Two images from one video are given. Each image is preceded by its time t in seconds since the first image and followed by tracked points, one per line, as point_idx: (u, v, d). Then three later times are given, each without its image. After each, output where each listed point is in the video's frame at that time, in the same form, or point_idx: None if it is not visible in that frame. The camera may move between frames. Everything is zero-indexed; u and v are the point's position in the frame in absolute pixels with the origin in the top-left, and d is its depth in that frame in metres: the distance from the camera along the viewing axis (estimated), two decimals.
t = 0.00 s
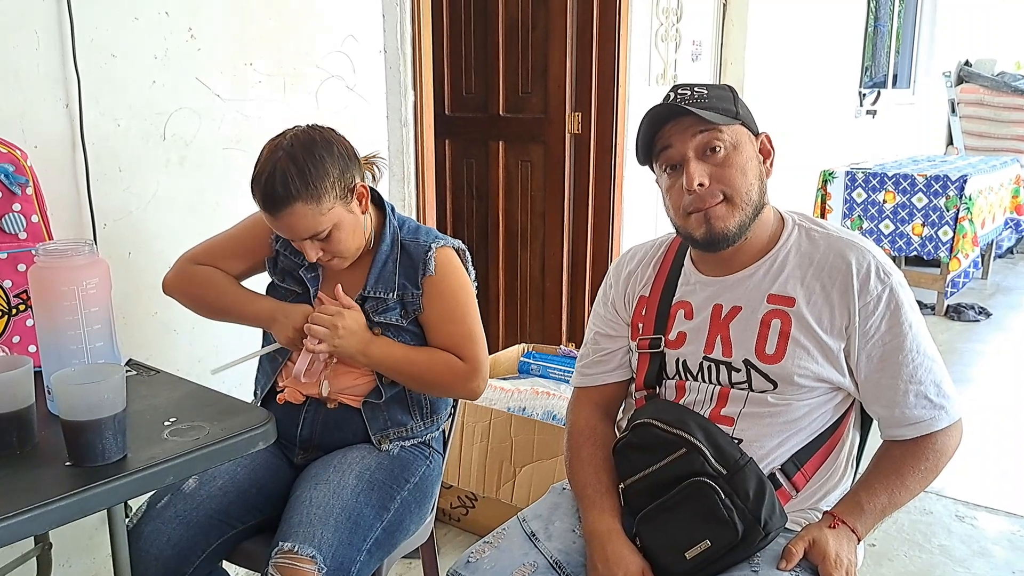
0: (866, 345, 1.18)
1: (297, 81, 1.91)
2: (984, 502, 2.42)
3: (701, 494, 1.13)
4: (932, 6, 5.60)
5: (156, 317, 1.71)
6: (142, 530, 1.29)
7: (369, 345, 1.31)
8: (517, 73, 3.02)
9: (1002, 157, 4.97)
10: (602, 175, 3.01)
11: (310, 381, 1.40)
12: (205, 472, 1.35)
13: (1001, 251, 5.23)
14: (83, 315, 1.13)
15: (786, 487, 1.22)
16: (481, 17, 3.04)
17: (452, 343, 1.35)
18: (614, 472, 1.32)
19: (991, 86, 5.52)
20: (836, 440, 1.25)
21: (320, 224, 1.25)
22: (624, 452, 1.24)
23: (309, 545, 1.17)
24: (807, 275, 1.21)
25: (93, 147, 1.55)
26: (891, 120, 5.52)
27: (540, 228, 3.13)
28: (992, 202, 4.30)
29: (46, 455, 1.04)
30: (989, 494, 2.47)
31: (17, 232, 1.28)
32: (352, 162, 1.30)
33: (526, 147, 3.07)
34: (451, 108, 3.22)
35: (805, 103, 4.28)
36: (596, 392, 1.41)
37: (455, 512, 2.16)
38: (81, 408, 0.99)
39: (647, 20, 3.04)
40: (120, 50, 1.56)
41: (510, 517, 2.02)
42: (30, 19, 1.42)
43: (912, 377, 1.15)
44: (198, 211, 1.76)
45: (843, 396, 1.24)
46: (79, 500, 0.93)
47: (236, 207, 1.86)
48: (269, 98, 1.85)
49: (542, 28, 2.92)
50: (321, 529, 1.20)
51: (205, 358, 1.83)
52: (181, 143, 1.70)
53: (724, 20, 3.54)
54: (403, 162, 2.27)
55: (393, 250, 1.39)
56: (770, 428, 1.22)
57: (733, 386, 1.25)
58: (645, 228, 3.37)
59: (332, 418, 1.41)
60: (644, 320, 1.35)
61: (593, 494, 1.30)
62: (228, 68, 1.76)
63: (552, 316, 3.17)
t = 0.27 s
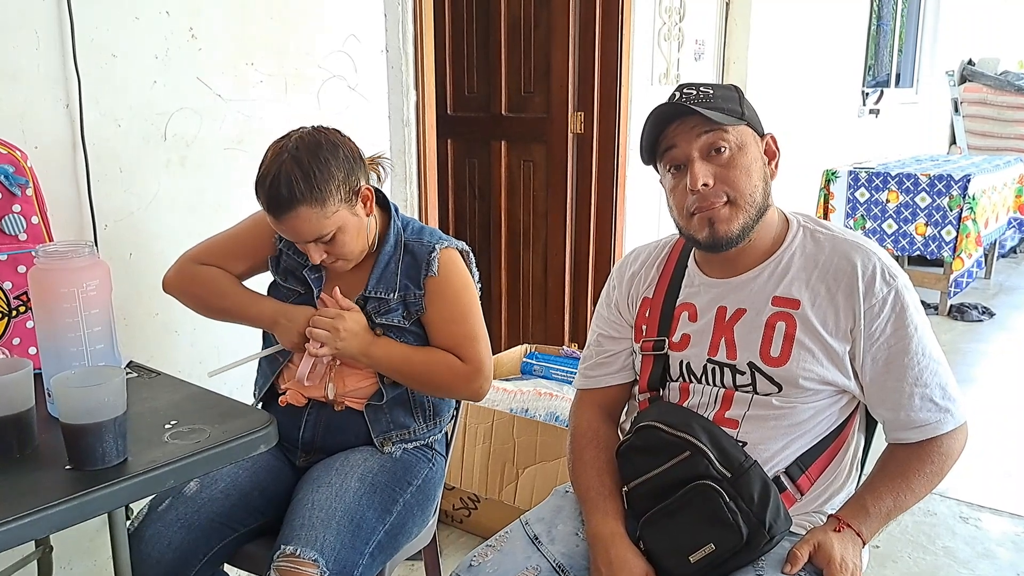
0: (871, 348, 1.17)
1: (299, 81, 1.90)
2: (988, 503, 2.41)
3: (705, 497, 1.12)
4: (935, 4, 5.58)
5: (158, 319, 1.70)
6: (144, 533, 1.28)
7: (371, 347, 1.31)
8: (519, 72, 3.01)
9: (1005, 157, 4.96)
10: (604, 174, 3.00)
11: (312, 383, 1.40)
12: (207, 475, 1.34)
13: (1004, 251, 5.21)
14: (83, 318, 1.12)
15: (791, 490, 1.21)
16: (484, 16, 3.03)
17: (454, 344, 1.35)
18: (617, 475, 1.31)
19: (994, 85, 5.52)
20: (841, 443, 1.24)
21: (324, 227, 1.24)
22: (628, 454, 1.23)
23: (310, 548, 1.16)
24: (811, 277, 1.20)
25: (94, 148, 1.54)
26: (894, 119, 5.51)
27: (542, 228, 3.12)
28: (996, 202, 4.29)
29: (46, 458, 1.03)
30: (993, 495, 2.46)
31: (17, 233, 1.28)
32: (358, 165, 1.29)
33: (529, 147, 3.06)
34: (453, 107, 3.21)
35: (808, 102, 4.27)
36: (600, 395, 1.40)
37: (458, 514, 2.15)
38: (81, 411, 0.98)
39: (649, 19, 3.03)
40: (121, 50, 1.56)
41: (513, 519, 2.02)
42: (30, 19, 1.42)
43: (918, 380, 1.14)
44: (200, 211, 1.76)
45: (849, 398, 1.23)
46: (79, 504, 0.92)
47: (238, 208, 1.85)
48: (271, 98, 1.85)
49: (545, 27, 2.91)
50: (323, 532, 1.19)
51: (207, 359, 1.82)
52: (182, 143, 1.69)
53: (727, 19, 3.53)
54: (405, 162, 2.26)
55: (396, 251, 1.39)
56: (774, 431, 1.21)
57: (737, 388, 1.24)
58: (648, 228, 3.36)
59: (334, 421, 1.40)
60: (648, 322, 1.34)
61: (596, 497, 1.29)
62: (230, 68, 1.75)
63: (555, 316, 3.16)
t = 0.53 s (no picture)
0: (876, 350, 1.16)
1: (300, 80, 1.89)
2: (992, 503, 2.40)
3: (709, 500, 1.11)
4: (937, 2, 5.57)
5: (159, 319, 1.70)
6: (145, 536, 1.27)
7: (377, 346, 1.30)
8: (521, 71, 3.00)
9: (1008, 155, 4.94)
10: (606, 173, 3.00)
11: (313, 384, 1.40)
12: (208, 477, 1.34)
13: (1007, 249, 5.20)
14: (84, 320, 1.11)
15: (795, 492, 1.20)
16: (486, 15, 3.02)
17: (459, 344, 1.34)
18: (621, 477, 1.31)
19: (997, 83, 5.51)
20: (846, 445, 1.23)
21: (325, 228, 1.23)
22: (631, 456, 1.23)
23: (312, 550, 1.15)
24: (816, 278, 1.20)
25: (94, 148, 1.53)
26: (896, 117, 5.50)
27: (544, 227, 3.11)
28: (998, 200, 4.27)
29: (47, 461, 1.03)
30: (997, 494, 2.45)
31: (17, 234, 1.27)
32: (359, 165, 1.28)
33: (531, 146, 3.05)
34: (454, 106, 3.19)
35: (810, 101, 4.26)
36: (604, 396, 1.40)
37: (460, 514, 2.15)
38: (82, 414, 0.98)
39: (652, 18, 3.02)
40: (121, 49, 1.55)
41: (516, 519, 2.01)
42: (30, 19, 1.41)
43: (923, 382, 1.13)
44: (201, 211, 1.75)
45: (853, 400, 1.22)
46: (79, 507, 0.92)
47: (240, 208, 1.84)
48: (272, 98, 1.84)
49: (547, 26, 2.90)
50: (325, 534, 1.19)
51: (208, 359, 1.82)
52: (183, 143, 1.69)
53: (729, 17, 3.52)
54: (407, 161, 2.25)
55: (400, 251, 1.38)
56: (779, 433, 1.20)
57: (742, 390, 1.23)
58: (650, 227, 3.35)
59: (336, 422, 1.40)
60: (652, 323, 1.33)
61: (600, 500, 1.28)
62: (231, 67, 1.74)
63: (557, 315, 3.16)
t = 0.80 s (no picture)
0: (881, 351, 1.16)
1: (303, 80, 1.89)
2: (995, 502, 2.40)
3: (714, 501, 1.11)
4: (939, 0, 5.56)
5: (162, 319, 1.70)
6: (150, 536, 1.27)
7: (377, 342, 1.29)
8: (523, 69, 3.00)
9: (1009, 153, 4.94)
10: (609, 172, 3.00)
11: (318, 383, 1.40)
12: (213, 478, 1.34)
13: (1008, 247, 5.20)
14: (89, 321, 1.11)
15: (801, 493, 1.20)
16: (488, 13, 3.02)
17: (461, 344, 1.34)
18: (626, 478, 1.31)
19: (998, 81, 5.52)
20: (851, 446, 1.23)
21: (330, 230, 1.23)
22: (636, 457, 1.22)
23: (317, 552, 1.15)
24: (821, 280, 1.20)
25: (98, 149, 1.53)
26: (897, 115, 5.49)
27: (546, 226, 3.11)
28: (1000, 199, 4.27)
29: (52, 463, 1.02)
30: (999, 493, 2.45)
31: (21, 235, 1.27)
32: (364, 167, 1.28)
33: (533, 145, 3.05)
34: (456, 105, 3.19)
35: (812, 100, 4.26)
36: (608, 397, 1.40)
37: (463, 513, 2.15)
38: (86, 415, 0.97)
39: (654, 17, 3.02)
40: (125, 49, 1.55)
41: (519, 519, 2.01)
42: (34, 20, 1.41)
43: (928, 384, 1.13)
44: (205, 211, 1.75)
45: (858, 402, 1.22)
46: (85, 509, 0.91)
47: (243, 208, 1.84)
48: (276, 98, 1.84)
49: (549, 25, 2.90)
50: (330, 535, 1.19)
51: (212, 359, 1.82)
52: (187, 143, 1.68)
53: (731, 16, 3.52)
54: (410, 160, 2.25)
55: (403, 251, 1.38)
56: (784, 434, 1.20)
57: (746, 392, 1.23)
58: (652, 226, 3.35)
59: (340, 422, 1.40)
60: (656, 324, 1.33)
61: (604, 501, 1.28)
62: (234, 67, 1.74)
63: (559, 313, 3.16)
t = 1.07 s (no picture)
0: (886, 351, 1.16)
1: (306, 80, 1.89)
2: (998, 502, 2.40)
3: (719, 501, 1.11)
4: None
5: (166, 320, 1.70)
6: (154, 538, 1.27)
7: (380, 339, 1.31)
8: (525, 69, 3.00)
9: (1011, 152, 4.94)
10: (610, 172, 2.99)
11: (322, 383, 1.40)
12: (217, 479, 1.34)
13: (1010, 246, 5.20)
14: (93, 323, 1.11)
15: (806, 494, 1.20)
16: (489, 13, 3.01)
17: (462, 342, 1.33)
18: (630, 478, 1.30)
19: (1000, 80, 5.52)
20: (855, 446, 1.23)
21: (338, 237, 1.23)
22: (640, 458, 1.22)
23: (322, 553, 1.15)
24: (825, 280, 1.19)
25: (101, 150, 1.53)
26: (899, 114, 5.49)
27: (548, 226, 3.11)
28: (1002, 197, 4.27)
29: (57, 465, 1.02)
30: (1003, 492, 2.45)
31: (25, 236, 1.27)
32: (372, 172, 1.28)
33: (535, 145, 3.05)
34: (458, 105, 3.18)
35: (813, 98, 4.25)
36: (612, 398, 1.40)
37: (466, 513, 2.15)
38: (91, 417, 0.97)
39: (655, 17, 3.02)
40: (127, 51, 1.55)
41: (522, 519, 2.01)
42: (37, 21, 1.41)
43: (932, 383, 1.13)
44: (208, 212, 1.75)
45: (863, 402, 1.22)
46: (91, 511, 0.91)
47: (246, 208, 1.84)
48: (278, 98, 1.84)
49: (551, 24, 2.90)
50: (334, 536, 1.18)
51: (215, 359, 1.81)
52: (190, 144, 1.68)
53: (732, 15, 3.51)
54: (412, 160, 2.24)
55: (406, 251, 1.38)
56: (789, 434, 1.20)
57: (751, 392, 1.23)
58: (654, 225, 3.35)
59: (345, 423, 1.40)
60: (660, 324, 1.33)
61: (609, 501, 1.28)
62: (237, 68, 1.74)
63: (561, 313, 3.16)
